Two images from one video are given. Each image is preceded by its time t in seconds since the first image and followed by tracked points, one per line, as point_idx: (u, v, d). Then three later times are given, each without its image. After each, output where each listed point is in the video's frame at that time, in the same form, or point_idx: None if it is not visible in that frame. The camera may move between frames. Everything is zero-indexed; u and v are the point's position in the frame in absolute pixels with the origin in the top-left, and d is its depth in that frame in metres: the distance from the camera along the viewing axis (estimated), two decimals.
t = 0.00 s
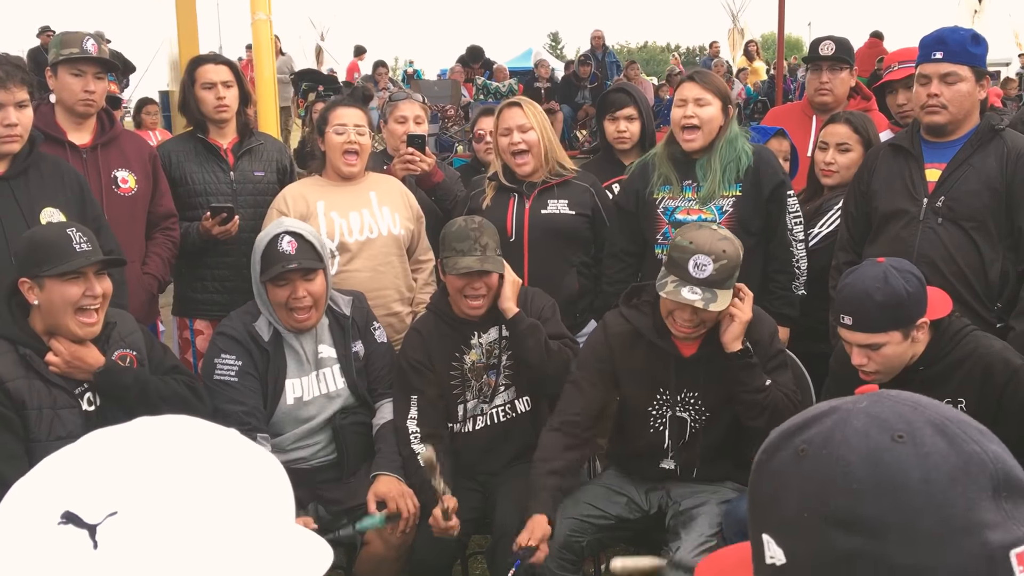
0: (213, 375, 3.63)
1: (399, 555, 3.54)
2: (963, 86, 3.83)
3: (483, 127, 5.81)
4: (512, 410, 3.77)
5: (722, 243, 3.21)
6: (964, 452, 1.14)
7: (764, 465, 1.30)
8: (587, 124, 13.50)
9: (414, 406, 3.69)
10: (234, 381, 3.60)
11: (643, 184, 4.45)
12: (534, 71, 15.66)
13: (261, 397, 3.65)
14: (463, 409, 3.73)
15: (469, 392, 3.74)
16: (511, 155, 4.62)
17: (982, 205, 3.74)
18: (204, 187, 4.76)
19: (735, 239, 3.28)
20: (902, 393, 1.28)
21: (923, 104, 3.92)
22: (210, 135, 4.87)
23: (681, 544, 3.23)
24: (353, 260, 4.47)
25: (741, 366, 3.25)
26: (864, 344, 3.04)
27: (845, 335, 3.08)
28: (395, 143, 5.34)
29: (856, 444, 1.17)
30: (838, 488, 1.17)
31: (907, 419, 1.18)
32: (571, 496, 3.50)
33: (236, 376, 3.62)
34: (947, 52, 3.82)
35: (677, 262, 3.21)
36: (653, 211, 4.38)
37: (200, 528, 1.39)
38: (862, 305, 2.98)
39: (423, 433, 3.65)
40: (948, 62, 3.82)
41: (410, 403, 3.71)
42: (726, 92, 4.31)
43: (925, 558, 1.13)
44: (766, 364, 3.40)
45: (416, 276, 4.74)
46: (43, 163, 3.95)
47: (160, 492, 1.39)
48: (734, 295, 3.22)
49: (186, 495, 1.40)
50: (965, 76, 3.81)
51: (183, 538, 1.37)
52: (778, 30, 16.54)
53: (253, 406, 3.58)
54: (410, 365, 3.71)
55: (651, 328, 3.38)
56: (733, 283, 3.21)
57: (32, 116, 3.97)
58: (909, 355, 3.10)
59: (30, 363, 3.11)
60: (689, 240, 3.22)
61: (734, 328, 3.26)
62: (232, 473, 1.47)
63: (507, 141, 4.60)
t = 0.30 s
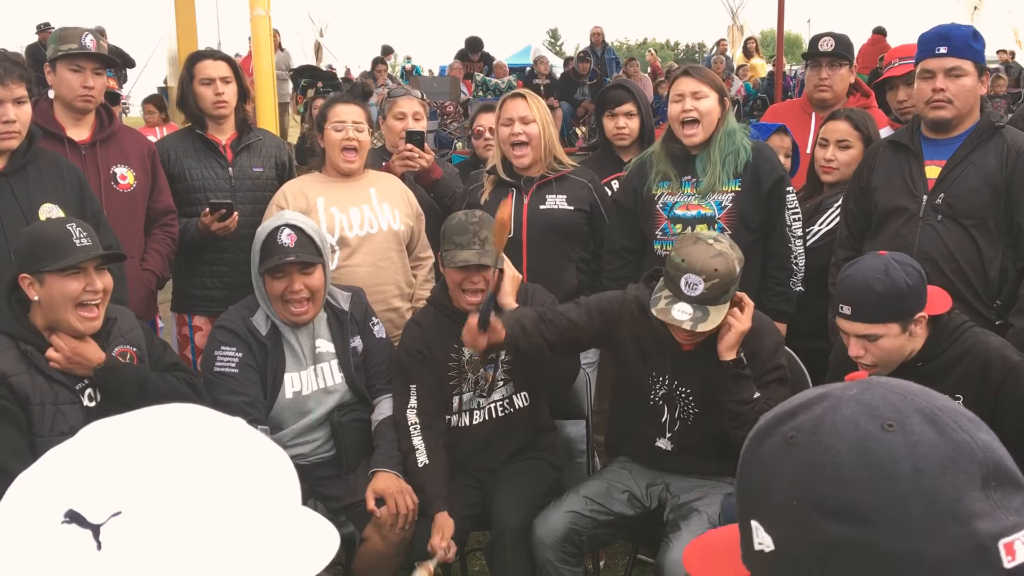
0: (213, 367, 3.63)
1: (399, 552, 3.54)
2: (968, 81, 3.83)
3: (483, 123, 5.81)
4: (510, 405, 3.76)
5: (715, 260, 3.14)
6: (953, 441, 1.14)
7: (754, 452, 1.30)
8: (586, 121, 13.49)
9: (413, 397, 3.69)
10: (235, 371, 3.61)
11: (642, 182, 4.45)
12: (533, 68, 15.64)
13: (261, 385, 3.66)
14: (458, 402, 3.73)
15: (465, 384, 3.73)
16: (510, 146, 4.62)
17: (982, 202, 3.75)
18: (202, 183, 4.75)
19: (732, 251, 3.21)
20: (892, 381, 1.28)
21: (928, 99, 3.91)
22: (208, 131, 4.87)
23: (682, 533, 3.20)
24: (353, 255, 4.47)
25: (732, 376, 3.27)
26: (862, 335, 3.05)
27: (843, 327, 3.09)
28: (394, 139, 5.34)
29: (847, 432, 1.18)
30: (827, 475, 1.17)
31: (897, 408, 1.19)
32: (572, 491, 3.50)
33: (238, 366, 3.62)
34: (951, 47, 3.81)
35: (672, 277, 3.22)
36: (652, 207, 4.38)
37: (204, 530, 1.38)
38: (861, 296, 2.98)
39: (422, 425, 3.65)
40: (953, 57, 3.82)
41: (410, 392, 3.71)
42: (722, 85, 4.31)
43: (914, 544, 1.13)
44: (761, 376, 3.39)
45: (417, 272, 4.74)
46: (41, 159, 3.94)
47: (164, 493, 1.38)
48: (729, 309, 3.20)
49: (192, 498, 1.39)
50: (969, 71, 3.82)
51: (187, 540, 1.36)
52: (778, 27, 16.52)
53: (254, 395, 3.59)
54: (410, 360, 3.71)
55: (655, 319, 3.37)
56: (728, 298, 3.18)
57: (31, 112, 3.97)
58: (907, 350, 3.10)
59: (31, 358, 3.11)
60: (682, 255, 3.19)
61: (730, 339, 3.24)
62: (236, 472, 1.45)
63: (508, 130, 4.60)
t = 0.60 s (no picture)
0: (211, 367, 3.62)
1: (398, 551, 3.54)
2: (973, 81, 3.85)
3: (482, 123, 5.81)
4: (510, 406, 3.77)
5: (720, 257, 3.19)
6: (944, 445, 1.15)
7: (746, 462, 1.30)
8: (587, 121, 13.49)
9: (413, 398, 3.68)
10: (232, 371, 3.61)
11: (640, 181, 4.45)
12: (533, 68, 15.64)
13: (258, 387, 3.65)
14: (461, 403, 3.73)
15: (466, 386, 3.73)
16: (508, 145, 4.60)
17: (982, 202, 3.74)
18: (202, 182, 4.75)
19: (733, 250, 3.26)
20: (883, 387, 1.28)
21: (934, 101, 3.90)
22: (208, 131, 4.87)
23: (677, 538, 3.21)
24: (354, 254, 4.46)
25: (739, 380, 3.24)
26: (861, 336, 3.04)
27: (842, 328, 3.08)
28: (394, 139, 5.34)
29: (837, 438, 1.18)
30: (818, 482, 1.17)
31: (886, 413, 1.19)
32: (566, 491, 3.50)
33: (234, 365, 3.62)
34: (957, 48, 3.82)
35: (674, 275, 3.21)
36: (650, 207, 4.37)
37: (211, 520, 1.37)
38: (860, 297, 2.98)
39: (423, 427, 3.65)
40: (959, 58, 3.83)
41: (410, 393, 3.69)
42: (721, 84, 4.32)
43: (907, 550, 1.13)
44: (763, 375, 3.40)
45: (417, 271, 4.75)
46: (41, 158, 3.94)
47: (174, 478, 1.38)
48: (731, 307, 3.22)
49: (199, 486, 1.38)
50: (974, 71, 3.83)
51: (195, 528, 1.36)
52: (779, 27, 16.53)
53: (251, 395, 3.59)
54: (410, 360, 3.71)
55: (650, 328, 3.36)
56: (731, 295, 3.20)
57: (31, 112, 3.96)
58: (907, 351, 3.09)
59: (40, 361, 3.11)
60: (687, 253, 3.21)
61: (734, 342, 3.24)
62: (246, 458, 1.45)
63: (506, 129, 4.58)
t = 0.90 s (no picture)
0: (209, 371, 3.63)
1: (398, 554, 3.54)
2: (973, 84, 3.85)
3: (482, 126, 5.82)
4: (512, 410, 3.80)
5: (724, 242, 3.21)
6: (942, 453, 1.15)
7: (745, 469, 1.31)
8: (588, 122, 13.49)
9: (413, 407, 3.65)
10: (231, 376, 3.61)
11: (640, 184, 4.45)
12: (534, 69, 15.65)
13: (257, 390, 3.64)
14: (462, 409, 3.72)
15: (467, 391, 3.72)
16: (509, 151, 4.59)
17: (982, 204, 3.74)
18: (203, 184, 4.75)
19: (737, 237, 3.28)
20: (882, 394, 1.29)
21: (934, 103, 3.90)
22: (209, 133, 4.86)
23: (679, 540, 3.20)
24: (358, 255, 4.47)
25: (735, 361, 3.26)
26: (863, 339, 3.04)
27: (843, 331, 3.08)
28: (394, 142, 5.33)
29: (836, 445, 1.18)
30: (817, 490, 1.18)
31: (886, 420, 1.19)
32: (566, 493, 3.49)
33: (233, 370, 3.62)
34: (958, 50, 3.82)
35: (679, 261, 3.21)
36: (650, 209, 4.38)
37: (206, 523, 1.37)
38: (860, 299, 2.98)
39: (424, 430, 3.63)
40: (960, 60, 3.82)
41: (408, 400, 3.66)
42: (723, 89, 4.32)
43: (903, 556, 1.14)
44: (763, 363, 3.39)
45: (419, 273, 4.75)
46: (41, 161, 3.94)
47: (167, 484, 1.37)
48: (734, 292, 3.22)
49: (193, 489, 1.38)
50: (975, 74, 3.83)
51: (189, 531, 1.36)
52: (780, 28, 16.53)
53: (249, 401, 3.59)
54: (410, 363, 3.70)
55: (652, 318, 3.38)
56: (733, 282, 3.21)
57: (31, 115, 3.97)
58: (909, 353, 3.09)
59: (35, 368, 3.08)
60: (691, 239, 3.22)
61: (733, 324, 3.27)
62: (241, 459, 1.44)
63: (506, 136, 4.56)
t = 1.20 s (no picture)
0: (211, 372, 3.63)
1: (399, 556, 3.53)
2: (974, 86, 3.84)
3: (482, 129, 5.84)
4: (512, 414, 3.77)
5: (713, 276, 3.14)
6: (954, 454, 1.15)
7: (753, 464, 1.30)
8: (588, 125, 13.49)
9: (414, 406, 3.68)
10: (232, 377, 3.61)
11: (640, 184, 4.45)
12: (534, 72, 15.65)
13: (258, 392, 3.64)
14: (460, 411, 3.73)
15: (467, 394, 3.73)
16: (509, 148, 4.57)
17: (983, 205, 3.74)
18: (204, 187, 4.75)
19: (728, 264, 3.21)
20: (893, 392, 1.28)
21: (934, 105, 3.90)
22: (209, 136, 4.86)
23: (679, 541, 3.20)
24: (359, 258, 4.47)
25: (726, 390, 3.22)
26: (864, 344, 3.03)
27: (844, 337, 3.07)
28: (395, 144, 5.33)
29: (846, 445, 1.18)
30: (827, 489, 1.18)
31: (897, 419, 1.19)
32: (567, 495, 3.49)
33: (234, 372, 3.62)
34: (959, 53, 3.81)
35: (668, 292, 3.21)
36: (650, 210, 4.38)
37: (195, 531, 1.37)
38: (858, 304, 2.97)
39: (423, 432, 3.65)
40: (960, 62, 3.81)
41: (410, 402, 3.69)
42: (727, 91, 4.31)
43: (912, 556, 1.14)
44: (756, 389, 3.38)
45: (420, 276, 4.74)
46: (42, 164, 3.94)
47: (153, 496, 1.37)
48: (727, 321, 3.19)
49: (181, 500, 1.37)
50: (976, 76, 3.83)
51: (177, 542, 1.35)
52: (780, 30, 16.53)
53: (250, 404, 3.58)
54: (411, 366, 3.70)
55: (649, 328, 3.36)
56: (726, 312, 3.17)
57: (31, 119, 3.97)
58: (910, 355, 3.09)
59: (32, 375, 3.07)
60: (678, 272, 3.18)
61: (725, 352, 3.22)
62: (229, 469, 1.44)
63: (507, 133, 4.55)
